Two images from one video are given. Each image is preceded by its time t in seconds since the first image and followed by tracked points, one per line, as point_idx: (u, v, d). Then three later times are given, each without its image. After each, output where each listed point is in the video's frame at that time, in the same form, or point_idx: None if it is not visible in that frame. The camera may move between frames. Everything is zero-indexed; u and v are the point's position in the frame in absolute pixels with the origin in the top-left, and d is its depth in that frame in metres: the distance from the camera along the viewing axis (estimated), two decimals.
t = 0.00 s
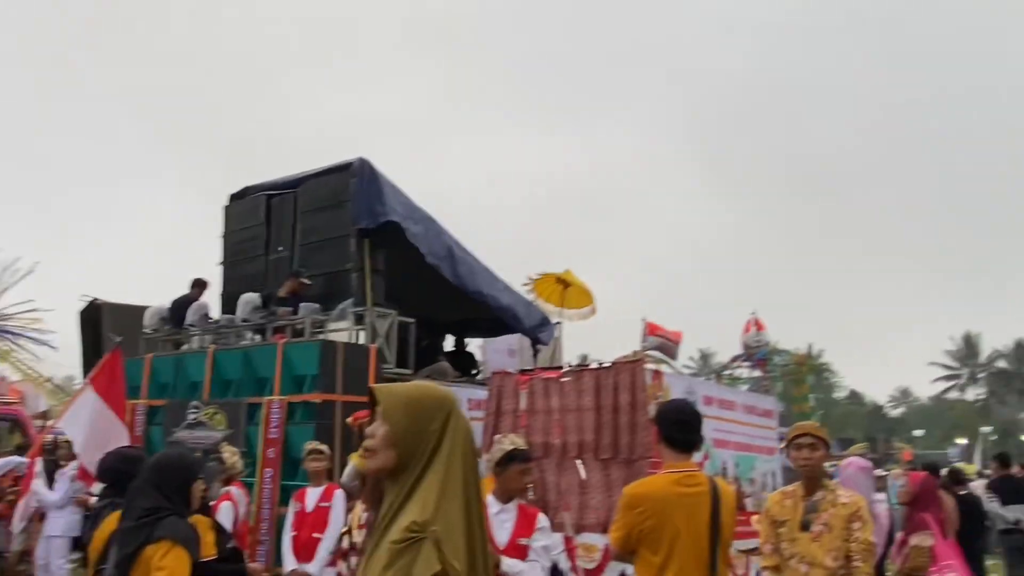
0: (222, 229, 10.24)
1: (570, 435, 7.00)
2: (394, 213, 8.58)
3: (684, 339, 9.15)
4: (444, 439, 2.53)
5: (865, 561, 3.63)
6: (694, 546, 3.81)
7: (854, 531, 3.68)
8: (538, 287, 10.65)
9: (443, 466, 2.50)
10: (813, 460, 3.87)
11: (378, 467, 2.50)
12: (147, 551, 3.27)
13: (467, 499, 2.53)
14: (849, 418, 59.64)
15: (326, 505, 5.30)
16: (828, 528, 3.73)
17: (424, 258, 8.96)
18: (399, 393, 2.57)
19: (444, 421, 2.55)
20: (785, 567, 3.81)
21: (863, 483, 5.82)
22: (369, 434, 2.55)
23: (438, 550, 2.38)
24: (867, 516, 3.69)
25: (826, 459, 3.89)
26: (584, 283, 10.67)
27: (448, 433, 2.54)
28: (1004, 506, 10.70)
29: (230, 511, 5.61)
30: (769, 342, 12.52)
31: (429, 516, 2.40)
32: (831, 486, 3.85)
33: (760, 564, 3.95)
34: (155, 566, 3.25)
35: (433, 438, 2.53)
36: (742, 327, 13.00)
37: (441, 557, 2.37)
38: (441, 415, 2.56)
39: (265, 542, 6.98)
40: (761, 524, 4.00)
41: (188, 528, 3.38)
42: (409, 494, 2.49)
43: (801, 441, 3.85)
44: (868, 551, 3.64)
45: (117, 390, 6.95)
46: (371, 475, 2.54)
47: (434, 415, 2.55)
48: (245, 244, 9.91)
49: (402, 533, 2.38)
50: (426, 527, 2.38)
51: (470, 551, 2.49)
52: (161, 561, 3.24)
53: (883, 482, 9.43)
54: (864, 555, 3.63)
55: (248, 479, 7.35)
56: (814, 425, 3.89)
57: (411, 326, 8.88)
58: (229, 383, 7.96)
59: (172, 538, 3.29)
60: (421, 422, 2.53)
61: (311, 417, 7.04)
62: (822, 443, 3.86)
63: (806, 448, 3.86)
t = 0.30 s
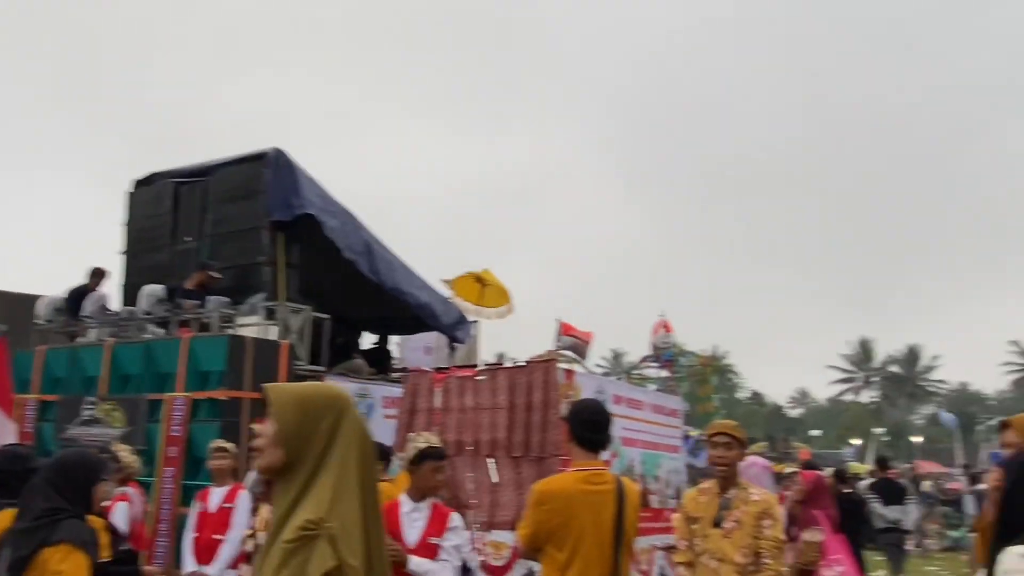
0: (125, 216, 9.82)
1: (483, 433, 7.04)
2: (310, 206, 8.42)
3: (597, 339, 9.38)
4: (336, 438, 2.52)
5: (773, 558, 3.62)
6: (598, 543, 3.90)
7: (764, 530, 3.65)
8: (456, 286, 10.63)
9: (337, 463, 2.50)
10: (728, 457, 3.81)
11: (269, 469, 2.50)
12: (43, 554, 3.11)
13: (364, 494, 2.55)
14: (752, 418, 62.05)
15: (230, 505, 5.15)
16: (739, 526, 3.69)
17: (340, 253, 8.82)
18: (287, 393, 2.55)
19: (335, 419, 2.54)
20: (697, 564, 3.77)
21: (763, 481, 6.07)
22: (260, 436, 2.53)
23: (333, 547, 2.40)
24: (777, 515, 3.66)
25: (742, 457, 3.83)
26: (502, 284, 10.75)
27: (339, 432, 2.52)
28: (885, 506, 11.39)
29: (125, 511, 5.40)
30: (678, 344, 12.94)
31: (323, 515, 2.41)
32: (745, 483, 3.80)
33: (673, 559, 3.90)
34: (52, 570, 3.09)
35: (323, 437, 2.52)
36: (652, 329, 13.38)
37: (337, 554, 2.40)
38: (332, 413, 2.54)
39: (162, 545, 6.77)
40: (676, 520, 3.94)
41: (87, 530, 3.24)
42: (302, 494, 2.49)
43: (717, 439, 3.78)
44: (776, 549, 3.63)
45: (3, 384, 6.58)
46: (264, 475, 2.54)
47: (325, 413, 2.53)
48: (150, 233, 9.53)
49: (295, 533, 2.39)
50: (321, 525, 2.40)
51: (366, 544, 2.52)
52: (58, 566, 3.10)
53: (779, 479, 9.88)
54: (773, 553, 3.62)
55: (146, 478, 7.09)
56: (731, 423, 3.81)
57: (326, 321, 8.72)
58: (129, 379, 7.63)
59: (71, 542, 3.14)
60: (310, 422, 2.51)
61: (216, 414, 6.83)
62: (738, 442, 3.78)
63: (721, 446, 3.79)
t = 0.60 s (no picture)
0: (22, 200, 9.30)
1: (399, 431, 6.99)
2: (223, 194, 8.13)
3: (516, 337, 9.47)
4: (219, 437, 2.47)
5: (689, 556, 3.64)
6: (510, 542, 3.93)
7: (682, 527, 3.69)
8: (376, 280, 10.50)
9: (223, 460, 2.46)
10: (650, 455, 3.84)
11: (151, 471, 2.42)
12: None
13: (249, 491, 2.52)
14: (664, 415, 63.72)
15: (130, 505, 4.94)
16: (657, 523, 3.72)
17: (254, 244, 8.56)
18: (164, 396, 2.48)
19: (217, 418, 2.49)
20: (617, 561, 3.79)
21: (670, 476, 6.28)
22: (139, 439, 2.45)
23: (225, 544, 2.36)
24: (695, 513, 3.71)
25: (665, 456, 3.87)
26: (423, 278, 10.66)
27: (221, 431, 2.48)
28: (775, 498, 11.97)
29: (19, 512, 5.05)
30: (595, 342, 13.17)
31: (214, 512, 2.37)
32: (666, 481, 3.85)
33: (595, 556, 3.91)
34: None
35: (205, 437, 2.46)
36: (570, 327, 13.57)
37: (229, 551, 2.36)
38: (214, 412, 2.50)
39: (58, 545, 6.42)
40: (600, 517, 3.97)
41: None
42: (187, 495, 2.42)
43: (640, 437, 3.81)
44: (693, 546, 3.65)
45: None
46: (145, 479, 2.45)
47: (205, 413, 2.49)
48: (50, 219, 9.04)
49: (185, 531, 2.33)
50: (212, 522, 2.36)
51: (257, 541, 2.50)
52: None
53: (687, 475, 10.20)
54: (689, 550, 3.65)
55: (42, 475, 6.74)
56: (656, 422, 3.84)
57: (236, 315, 8.44)
58: (26, 370, 7.25)
59: None
60: (192, 422, 2.46)
61: (118, 409, 6.53)
62: (662, 440, 3.81)
63: (645, 444, 3.82)
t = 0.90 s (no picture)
0: None
1: (322, 425, 6.89)
2: (140, 179, 7.82)
3: (443, 332, 9.46)
4: (132, 432, 2.40)
5: (624, 550, 3.66)
6: (435, 538, 3.94)
7: (615, 522, 3.73)
8: (298, 270, 10.27)
9: (137, 456, 2.38)
10: (585, 452, 3.90)
11: (60, 468, 2.32)
12: None
13: (162, 487, 2.46)
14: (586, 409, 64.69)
15: (38, 502, 4.71)
16: (591, 518, 3.78)
17: (173, 231, 8.27)
18: (74, 390, 2.38)
19: (130, 412, 2.42)
20: (553, 556, 3.85)
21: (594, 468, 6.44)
22: (45, 436, 2.34)
23: (141, 540, 2.29)
24: (629, 508, 3.74)
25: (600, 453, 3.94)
26: (347, 272, 10.53)
27: (135, 426, 2.40)
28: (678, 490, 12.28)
29: None
30: (521, 337, 13.26)
31: (129, 508, 2.30)
32: (600, 478, 3.90)
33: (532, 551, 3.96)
34: None
35: (118, 432, 2.38)
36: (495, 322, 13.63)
37: (145, 548, 2.30)
38: (126, 406, 2.42)
39: None
40: (539, 515, 4.01)
41: None
42: (99, 492, 2.34)
43: (574, 434, 3.88)
44: (628, 541, 3.68)
45: None
46: (52, 477, 2.35)
47: (118, 407, 2.41)
48: None
49: (99, 528, 2.25)
50: (128, 518, 2.28)
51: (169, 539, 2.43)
52: None
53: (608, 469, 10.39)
54: (624, 545, 3.67)
55: None
56: (591, 419, 3.92)
57: (153, 305, 8.12)
58: None
59: None
60: (104, 417, 2.38)
61: (26, 403, 6.20)
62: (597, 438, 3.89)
63: (580, 441, 3.88)
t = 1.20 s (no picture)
0: None
1: (250, 418, 6.76)
2: (61, 162, 7.50)
3: (375, 323, 9.38)
4: (55, 429, 2.31)
5: (557, 543, 3.70)
6: (367, 530, 3.92)
7: (549, 514, 3.78)
8: (225, 258, 9.92)
9: (58, 454, 2.30)
10: (519, 446, 3.95)
11: None
12: None
13: (83, 485, 2.39)
14: (518, 399, 65.11)
15: None
16: (526, 511, 3.81)
17: (95, 217, 7.95)
18: None
19: (55, 409, 2.33)
20: (491, 549, 3.89)
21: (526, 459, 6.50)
22: None
23: (58, 542, 2.23)
24: (563, 501, 3.79)
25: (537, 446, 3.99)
26: (276, 261, 10.25)
27: (59, 423, 2.32)
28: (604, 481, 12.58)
29: None
30: (454, 329, 13.25)
31: (48, 510, 2.22)
32: (537, 469, 3.94)
33: (471, 544, 4.00)
34: None
35: (40, 430, 2.30)
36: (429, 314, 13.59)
37: (62, 549, 2.24)
38: (51, 402, 2.33)
39: None
40: (480, 509, 4.05)
41: None
42: (17, 490, 2.25)
43: (509, 428, 3.94)
44: (561, 534, 3.72)
45: None
46: None
47: (40, 402, 2.32)
48: None
49: (15, 529, 2.16)
50: (46, 521, 2.20)
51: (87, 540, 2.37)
52: None
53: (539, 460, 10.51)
54: (558, 538, 3.71)
55: None
56: (530, 414, 3.97)
57: (72, 293, 7.81)
58: None
59: None
60: (26, 412, 2.29)
61: None
62: (534, 432, 3.95)
63: (517, 435, 3.93)
